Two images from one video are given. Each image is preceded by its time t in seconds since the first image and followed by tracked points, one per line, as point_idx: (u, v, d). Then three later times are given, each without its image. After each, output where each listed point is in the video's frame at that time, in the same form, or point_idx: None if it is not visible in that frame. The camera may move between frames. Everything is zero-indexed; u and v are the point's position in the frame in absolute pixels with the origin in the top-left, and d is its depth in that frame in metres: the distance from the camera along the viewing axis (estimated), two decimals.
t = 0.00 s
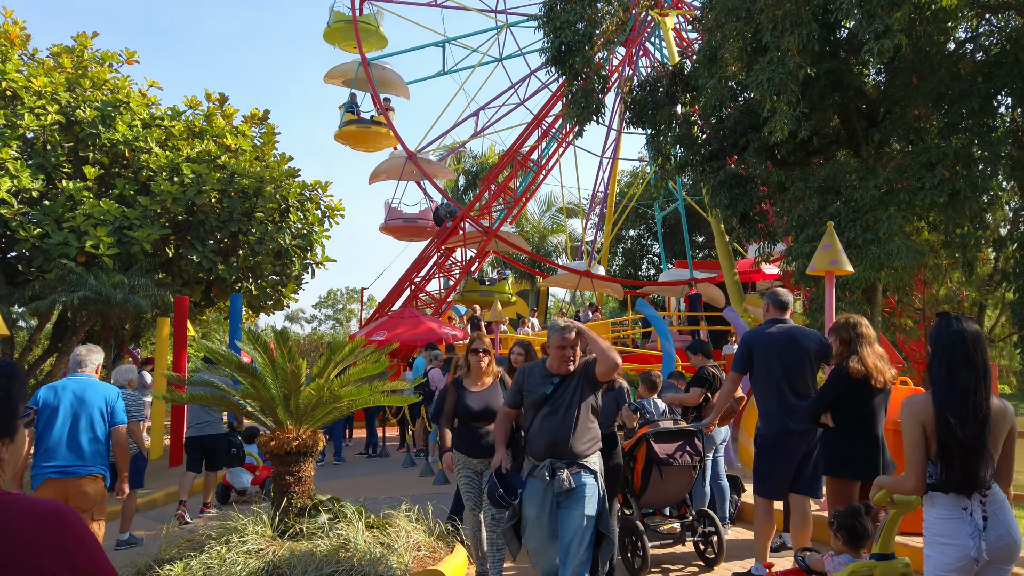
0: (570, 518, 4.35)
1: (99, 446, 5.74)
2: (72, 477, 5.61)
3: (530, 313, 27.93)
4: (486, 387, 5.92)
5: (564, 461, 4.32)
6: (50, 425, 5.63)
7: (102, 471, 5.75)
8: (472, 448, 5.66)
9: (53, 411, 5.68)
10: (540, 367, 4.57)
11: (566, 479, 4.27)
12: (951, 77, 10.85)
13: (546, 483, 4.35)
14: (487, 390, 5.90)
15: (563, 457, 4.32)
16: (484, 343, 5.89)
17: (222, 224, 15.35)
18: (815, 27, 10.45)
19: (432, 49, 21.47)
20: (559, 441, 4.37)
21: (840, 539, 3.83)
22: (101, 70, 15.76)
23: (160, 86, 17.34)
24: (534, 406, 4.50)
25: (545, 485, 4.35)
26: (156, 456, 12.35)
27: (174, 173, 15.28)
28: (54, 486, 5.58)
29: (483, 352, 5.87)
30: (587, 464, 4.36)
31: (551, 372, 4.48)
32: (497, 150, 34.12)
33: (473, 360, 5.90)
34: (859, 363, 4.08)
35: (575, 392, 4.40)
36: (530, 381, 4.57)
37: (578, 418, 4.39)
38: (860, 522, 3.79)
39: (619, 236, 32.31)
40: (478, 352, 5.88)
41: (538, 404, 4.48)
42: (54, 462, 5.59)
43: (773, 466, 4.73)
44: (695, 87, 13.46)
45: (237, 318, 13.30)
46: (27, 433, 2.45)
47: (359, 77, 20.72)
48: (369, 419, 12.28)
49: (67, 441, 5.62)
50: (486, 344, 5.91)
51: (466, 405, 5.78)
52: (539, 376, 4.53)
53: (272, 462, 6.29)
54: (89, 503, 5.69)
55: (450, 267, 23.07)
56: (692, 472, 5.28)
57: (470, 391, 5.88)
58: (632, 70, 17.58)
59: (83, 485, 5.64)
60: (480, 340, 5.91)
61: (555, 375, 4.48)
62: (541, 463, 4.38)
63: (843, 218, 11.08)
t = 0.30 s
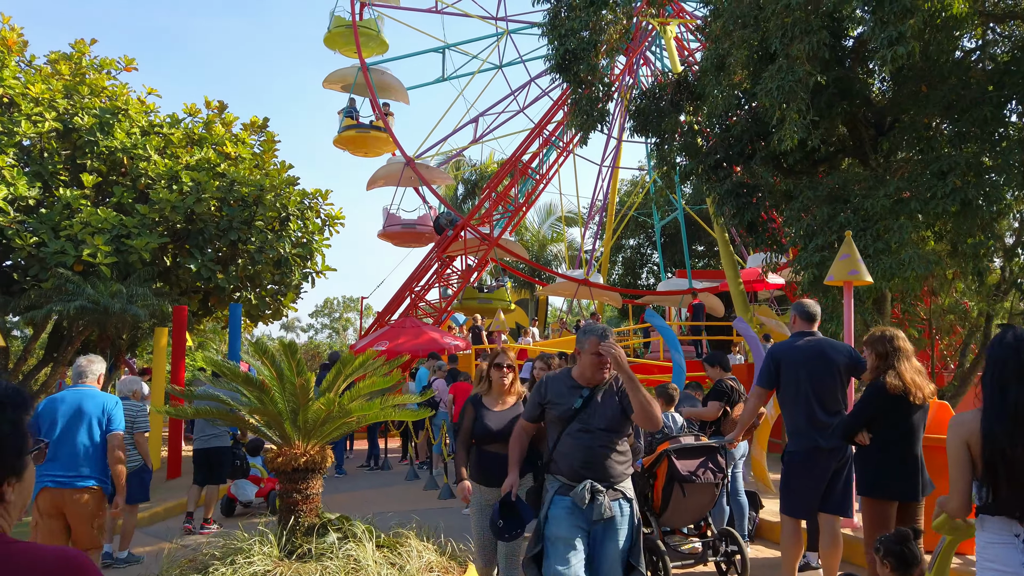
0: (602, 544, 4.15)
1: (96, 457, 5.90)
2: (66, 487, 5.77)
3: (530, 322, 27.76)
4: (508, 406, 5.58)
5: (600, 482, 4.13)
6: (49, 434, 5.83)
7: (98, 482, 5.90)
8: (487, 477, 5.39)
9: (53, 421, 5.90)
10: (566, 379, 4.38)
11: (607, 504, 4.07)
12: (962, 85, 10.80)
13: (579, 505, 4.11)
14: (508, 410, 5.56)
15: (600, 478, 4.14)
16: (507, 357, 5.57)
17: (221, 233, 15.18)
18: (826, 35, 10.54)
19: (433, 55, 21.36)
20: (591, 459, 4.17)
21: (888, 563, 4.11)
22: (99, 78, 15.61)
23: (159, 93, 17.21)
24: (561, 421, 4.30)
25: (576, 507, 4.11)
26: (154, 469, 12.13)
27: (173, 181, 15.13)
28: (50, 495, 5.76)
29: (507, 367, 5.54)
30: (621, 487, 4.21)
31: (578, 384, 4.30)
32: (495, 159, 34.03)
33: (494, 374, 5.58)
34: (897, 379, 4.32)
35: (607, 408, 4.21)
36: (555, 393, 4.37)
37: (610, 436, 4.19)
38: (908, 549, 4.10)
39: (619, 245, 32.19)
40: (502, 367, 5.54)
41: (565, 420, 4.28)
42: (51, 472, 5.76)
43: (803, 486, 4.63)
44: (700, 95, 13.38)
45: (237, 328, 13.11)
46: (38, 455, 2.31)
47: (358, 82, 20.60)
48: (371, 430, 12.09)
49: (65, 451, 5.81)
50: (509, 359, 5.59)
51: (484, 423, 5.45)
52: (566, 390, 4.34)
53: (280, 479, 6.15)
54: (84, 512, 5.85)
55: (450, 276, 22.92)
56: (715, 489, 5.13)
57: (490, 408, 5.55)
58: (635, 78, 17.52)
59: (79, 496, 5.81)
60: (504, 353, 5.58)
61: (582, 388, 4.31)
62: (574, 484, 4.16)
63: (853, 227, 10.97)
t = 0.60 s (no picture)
0: None
1: (106, 475, 5.82)
2: (77, 505, 5.71)
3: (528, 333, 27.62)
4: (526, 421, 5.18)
5: (630, 523, 3.84)
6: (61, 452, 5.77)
7: (108, 500, 5.82)
8: (504, 501, 5.03)
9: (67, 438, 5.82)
10: (583, 405, 4.03)
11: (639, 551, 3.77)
12: (970, 95, 10.73)
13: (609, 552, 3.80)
14: (521, 426, 5.13)
15: (631, 519, 3.83)
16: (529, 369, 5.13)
17: (220, 244, 15.04)
18: (832, 43, 10.57)
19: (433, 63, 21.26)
20: (618, 499, 3.85)
21: None
22: (97, 87, 15.47)
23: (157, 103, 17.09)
24: (583, 451, 3.94)
25: (605, 555, 3.80)
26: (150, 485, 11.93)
27: (171, 192, 14.98)
28: (60, 511, 5.72)
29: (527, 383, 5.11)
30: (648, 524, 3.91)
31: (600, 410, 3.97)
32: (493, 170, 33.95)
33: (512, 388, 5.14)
34: (930, 395, 4.43)
35: (636, 435, 3.91)
36: (574, 421, 4.00)
37: (640, 466, 3.89)
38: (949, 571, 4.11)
39: (618, 255, 32.08)
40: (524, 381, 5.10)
41: (589, 449, 3.92)
42: (63, 489, 5.72)
43: (825, 501, 4.63)
44: (703, 105, 13.30)
45: (236, 339, 12.92)
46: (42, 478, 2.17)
47: (357, 89, 20.48)
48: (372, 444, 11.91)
49: (76, 469, 5.74)
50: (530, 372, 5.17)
51: (498, 444, 5.08)
52: (587, 416, 3.99)
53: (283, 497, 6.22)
54: (93, 530, 5.77)
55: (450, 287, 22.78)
56: (734, 507, 4.94)
57: (504, 426, 5.14)
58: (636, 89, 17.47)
59: (87, 515, 5.73)
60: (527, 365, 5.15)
61: (603, 413, 3.97)
62: (601, 527, 3.84)
63: (860, 238, 10.88)
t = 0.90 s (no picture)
0: None
1: (121, 511, 5.72)
2: (90, 542, 5.62)
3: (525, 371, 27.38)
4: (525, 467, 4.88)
5: None
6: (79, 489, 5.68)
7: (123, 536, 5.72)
8: (507, 557, 4.62)
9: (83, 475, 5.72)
10: (610, 437, 3.43)
11: None
12: (969, 133, 10.75)
13: None
14: (522, 472, 4.85)
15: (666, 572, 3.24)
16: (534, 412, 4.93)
17: (216, 281, 14.92)
18: (832, 81, 10.63)
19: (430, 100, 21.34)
20: (650, 548, 3.25)
21: None
22: (95, 124, 15.45)
23: (155, 141, 17.09)
24: (607, 492, 3.35)
25: None
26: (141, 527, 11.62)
27: (168, 229, 14.88)
28: (76, 549, 5.63)
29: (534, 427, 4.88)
30: None
31: (627, 443, 3.38)
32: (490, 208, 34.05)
33: (518, 431, 4.84)
34: (959, 436, 4.44)
35: (668, 475, 3.34)
36: (598, 454, 3.41)
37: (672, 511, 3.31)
38: None
39: (615, 293, 32.02)
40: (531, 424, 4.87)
41: (616, 492, 3.34)
42: (78, 525, 5.65)
43: (846, 545, 4.54)
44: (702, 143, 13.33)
45: (230, 378, 12.69)
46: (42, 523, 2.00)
47: (355, 125, 20.54)
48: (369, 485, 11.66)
49: (93, 506, 5.66)
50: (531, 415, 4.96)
51: (503, 494, 4.71)
52: (615, 451, 3.39)
53: (283, 540, 6.85)
54: (109, 568, 5.69)
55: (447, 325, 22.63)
56: (751, 552, 4.76)
57: (509, 472, 4.80)
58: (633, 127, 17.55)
59: (104, 552, 5.65)
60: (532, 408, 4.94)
61: (631, 448, 3.39)
62: None
63: (863, 274, 10.82)
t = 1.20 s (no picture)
0: None
1: (126, 529, 5.73)
2: (96, 560, 5.62)
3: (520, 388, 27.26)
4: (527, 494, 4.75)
5: None
6: (85, 508, 5.70)
7: (127, 553, 5.72)
8: None
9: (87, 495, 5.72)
10: (652, 467, 3.10)
11: None
12: (965, 151, 10.82)
13: None
14: (528, 498, 4.69)
15: None
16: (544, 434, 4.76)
17: (211, 297, 14.85)
18: (828, 99, 10.68)
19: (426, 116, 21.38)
20: None
21: None
22: (90, 140, 15.42)
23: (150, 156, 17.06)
24: (648, 531, 3.05)
25: None
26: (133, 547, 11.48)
27: (162, 245, 14.81)
28: (82, 567, 5.65)
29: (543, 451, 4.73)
30: None
31: (671, 475, 3.05)
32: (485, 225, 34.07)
33: (529, 455, 4.66)
34: (970, 454, 4.39)
35: (714, 509, 3.04)
36: (638, 486, 3.09)
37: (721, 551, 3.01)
38: None
39: (610, 310, 32.00)
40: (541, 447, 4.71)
41: (657, 530, 3.04)
42: (83, 544, 5.66)
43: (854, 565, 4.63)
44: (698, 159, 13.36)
45: (224, 396, 12.55)
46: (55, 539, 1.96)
47: (349, 139, 20.55)
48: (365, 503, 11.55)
49: (101, 524, 5.68)
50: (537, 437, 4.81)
51: (510, 523, 4.52)
52: (657, 485, 3.06)
53: (281, 562, 6.78)
54: None
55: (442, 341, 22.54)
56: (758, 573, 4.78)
57: (517, 499, 4.61)
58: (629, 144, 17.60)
59: (109, 570, 5.65)
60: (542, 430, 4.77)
61: (674, 479, 3.07)
62: None
63: (861, 291, 10.83)
